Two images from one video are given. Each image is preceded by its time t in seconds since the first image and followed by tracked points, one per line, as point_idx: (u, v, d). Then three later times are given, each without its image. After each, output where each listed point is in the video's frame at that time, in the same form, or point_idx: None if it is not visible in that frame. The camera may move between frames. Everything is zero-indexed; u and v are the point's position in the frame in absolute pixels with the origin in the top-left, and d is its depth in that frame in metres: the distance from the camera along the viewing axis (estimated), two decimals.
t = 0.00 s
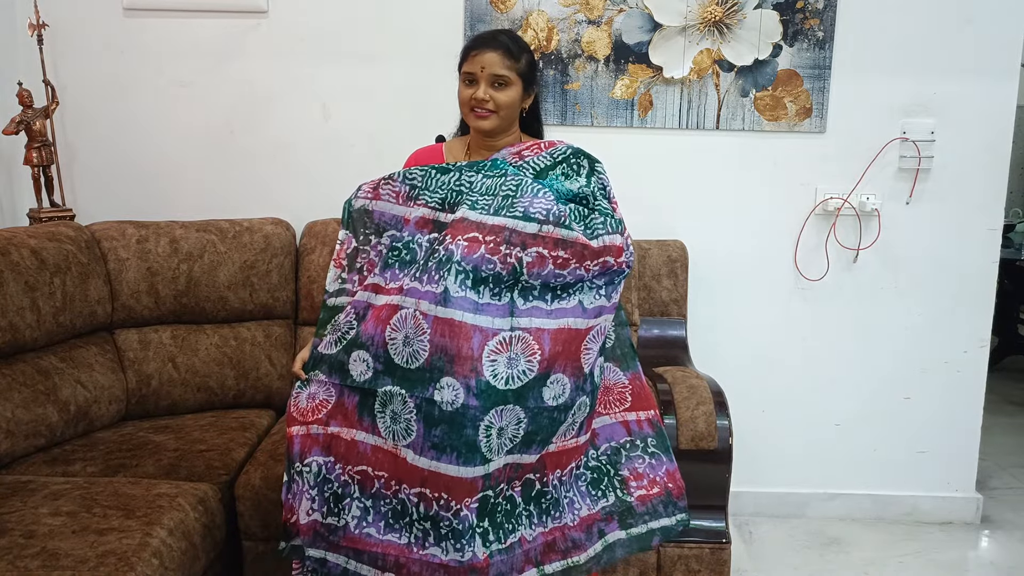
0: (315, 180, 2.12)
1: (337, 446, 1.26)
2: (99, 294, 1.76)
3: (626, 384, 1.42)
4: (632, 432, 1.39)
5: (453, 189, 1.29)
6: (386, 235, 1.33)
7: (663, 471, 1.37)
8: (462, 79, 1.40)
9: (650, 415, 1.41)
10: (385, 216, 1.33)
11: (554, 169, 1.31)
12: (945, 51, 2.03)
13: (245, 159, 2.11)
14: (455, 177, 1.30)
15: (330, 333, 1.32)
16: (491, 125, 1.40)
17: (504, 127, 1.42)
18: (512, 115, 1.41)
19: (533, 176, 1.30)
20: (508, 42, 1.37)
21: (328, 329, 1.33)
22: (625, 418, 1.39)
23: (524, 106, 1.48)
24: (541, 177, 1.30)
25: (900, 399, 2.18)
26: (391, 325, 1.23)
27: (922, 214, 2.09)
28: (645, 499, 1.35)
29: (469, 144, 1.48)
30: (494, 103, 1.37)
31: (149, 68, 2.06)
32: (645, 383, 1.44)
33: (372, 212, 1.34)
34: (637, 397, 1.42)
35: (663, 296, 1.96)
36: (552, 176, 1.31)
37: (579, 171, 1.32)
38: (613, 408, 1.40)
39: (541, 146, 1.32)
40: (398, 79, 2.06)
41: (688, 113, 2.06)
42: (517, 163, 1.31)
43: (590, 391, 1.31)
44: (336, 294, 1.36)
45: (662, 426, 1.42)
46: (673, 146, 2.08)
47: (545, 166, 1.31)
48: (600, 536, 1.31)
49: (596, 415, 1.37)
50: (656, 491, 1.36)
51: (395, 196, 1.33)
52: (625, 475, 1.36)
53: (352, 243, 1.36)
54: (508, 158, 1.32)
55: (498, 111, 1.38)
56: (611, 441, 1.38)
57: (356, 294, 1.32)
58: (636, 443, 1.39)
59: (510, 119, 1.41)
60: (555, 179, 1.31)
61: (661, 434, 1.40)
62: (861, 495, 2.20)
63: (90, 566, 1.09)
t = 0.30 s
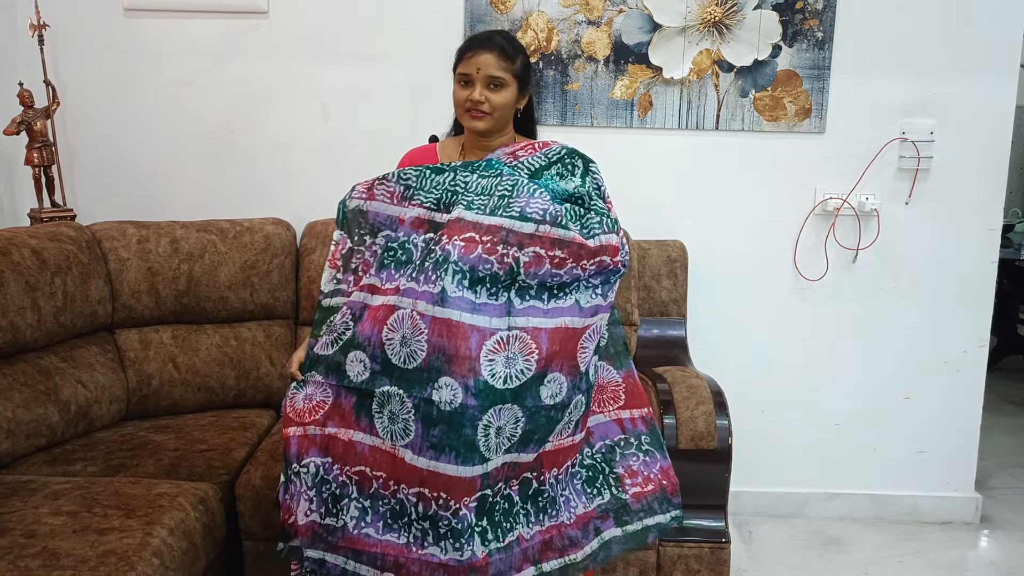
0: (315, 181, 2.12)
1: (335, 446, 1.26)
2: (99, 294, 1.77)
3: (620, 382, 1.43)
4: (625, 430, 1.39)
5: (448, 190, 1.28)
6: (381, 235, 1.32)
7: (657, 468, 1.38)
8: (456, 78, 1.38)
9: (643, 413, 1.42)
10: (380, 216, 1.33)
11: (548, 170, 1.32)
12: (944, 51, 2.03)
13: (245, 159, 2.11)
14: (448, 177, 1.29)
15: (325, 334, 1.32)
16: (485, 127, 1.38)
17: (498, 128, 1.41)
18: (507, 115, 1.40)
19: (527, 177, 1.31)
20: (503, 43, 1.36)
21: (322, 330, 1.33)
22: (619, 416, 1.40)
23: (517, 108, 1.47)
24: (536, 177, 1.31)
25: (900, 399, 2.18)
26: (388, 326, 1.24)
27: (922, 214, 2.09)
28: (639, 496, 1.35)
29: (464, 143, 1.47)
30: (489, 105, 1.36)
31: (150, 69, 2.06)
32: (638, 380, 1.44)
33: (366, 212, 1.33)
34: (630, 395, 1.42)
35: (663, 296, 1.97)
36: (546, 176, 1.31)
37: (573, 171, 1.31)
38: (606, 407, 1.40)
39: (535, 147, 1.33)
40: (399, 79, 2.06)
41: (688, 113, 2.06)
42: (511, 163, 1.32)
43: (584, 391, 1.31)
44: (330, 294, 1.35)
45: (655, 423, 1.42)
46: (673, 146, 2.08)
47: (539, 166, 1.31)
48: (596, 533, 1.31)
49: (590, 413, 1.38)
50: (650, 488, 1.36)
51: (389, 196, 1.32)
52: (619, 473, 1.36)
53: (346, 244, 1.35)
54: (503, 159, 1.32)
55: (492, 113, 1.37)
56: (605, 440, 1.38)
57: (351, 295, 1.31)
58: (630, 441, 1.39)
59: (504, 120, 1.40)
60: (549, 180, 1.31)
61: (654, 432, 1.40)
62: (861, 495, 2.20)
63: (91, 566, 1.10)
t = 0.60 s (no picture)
0: (315, 181, 2.12)
1: (357, 451, 1.22)
2: (99, 294, 1.77)
3: (611, 378, 1.43)
4: (620, 425, 1.40)
5: (448, 179, 1.24)
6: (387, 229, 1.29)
7: (654, 460, 1.38)
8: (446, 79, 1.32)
9: (636, 407, 1.44)
10: (387, 209, 1.30)
11: (546, 169, 1.31)
12: (944, 51, 2.03)
13: (246, 159, 2.11)
14: (447, 167, 1.24)
15: (337, 333, 1.27)
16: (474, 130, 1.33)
17: (488, 131, 1.35)
18: (497, 118, 1.34)
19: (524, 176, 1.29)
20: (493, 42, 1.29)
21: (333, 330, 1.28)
22: (613, 412, 1.40)
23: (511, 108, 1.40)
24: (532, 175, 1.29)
25: (900, 399, 2.18)
26: (408, 329, 1.21)
27: (922, 214, 2.09)
28: (638, 490, 1.35)
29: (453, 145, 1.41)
30: (479, 107, 1.30)
31: (150, 69, 2.06)
32: (628, 376, 1.46)
33: (375, 208, 1.31)
34: (621, 391, 1.42)
35: (663, 296, 1.97)
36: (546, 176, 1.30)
37: (571, 170, 1.32)
38: (600, 403, 1.40)
39: (529, 146, 1.32)
40: (399, 79, 2.06)
41: (688, 113, 2.06)
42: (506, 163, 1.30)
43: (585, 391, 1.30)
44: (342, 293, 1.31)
45: (649, 416, 1.43)
46: (672, 146, 2.09)
47: (534, 164, 1.30)
48: (596, 530, 1.31)
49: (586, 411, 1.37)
50: (649, 480, 1.36)
51: (390, 187, 1.30)
52: (616, 468, 1.36)
53: (365, 244, 1.32)
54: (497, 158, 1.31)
55: (482, 115, 1.31)
56: (601, 436, 1.38)
57: (361, 292, 1.27)
58: (625, 435, 1.39)
59: (495, 122, 1.34)
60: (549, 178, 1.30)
61: (648, 426, 1.41)
62: (861, 495, 2.20)
63: (91, 566, 1.10)
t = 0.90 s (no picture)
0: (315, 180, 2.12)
1: (420, 483, 1.08)
2: (99, 294, 1.77)
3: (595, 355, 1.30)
4: (607, 404, 1.29)
5: (513, 194, 1.06)
6: (427, 243, 1.06)
7: (643, 432, 1.31)
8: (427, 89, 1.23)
9: (618, 381, 1.33)
10: (424, 221, 1.06)
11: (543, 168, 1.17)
12: (945, 51, 2.03)
13: (245, 159, 2.11)
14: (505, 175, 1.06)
15: (379, 360, 1.07)
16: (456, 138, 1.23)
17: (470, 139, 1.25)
18: (480, 124, 1.24)
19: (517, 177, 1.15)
20: (473, 48, 1.19)
21: (371, 357, 1.08)
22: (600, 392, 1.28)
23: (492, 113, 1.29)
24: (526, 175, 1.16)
25: (900, 399, 2.18)
26: (478, 357, 1.06)
27: (922, 214, 2.09)
28: (629, 462, 1.29)
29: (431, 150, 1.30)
30: (459, 115, 1.20)
31: (149, 69, 2.06)
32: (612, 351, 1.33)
33: (408, 219, 1.06)
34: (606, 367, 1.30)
35: (663, 296, 1.96)
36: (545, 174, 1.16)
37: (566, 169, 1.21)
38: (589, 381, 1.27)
39: (517, 145, 1.20)
40: (399, 79, 2.06)
41: (688, 113, 2.05)
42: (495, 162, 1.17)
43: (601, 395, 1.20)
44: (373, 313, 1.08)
45: (632, 389, 1.34)
46: (673, 145, 2.08)
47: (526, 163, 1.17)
48: (591, 506, 1.27)
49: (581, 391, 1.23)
50: (640, 452, 1.30)
51: (431, 196, 1.05)
52: (608, 444, 1.28)
53: (390, 255, 1.08)
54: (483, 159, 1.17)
55: (463, 123, 1.21)
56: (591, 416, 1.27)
57: (408, 317, 1.06)
58: (613, 412, 1.29)
59: (477, 129, 1.24)
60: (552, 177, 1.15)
61: (633, 398, 1.33)
62: (861, 495, 2.20)
63: (90, 566, 1.10)
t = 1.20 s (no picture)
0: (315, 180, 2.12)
1: (520, 526, 1.03)
2: (99, 294, 1.77)
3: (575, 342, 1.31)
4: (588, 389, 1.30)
5: (575, 215, 1.05)
6: (502, 277, 1.00)
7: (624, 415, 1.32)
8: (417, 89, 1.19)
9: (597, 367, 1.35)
10: (498, 256, 1.00)
11: (533, 171, 1.17)
12: (944, 50, 2.03)
13: (245, 159, 2.11)
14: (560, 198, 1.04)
15: (480, 414, 1.00)
16: (451, 140, 1.21)
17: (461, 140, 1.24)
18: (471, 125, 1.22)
19: (505, 179, 1.16)
20: (466, 50, 1.16)
21: (466, 413, 1.00)
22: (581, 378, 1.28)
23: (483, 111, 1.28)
24: (515, 177, 1.16)
25: (901, 399, 2.18)
26: (560, 385, 1.04)
27: (922, 214, 2.09)
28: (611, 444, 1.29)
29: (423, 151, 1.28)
30: (454, 118, 1.18)
31: (149, 68, 2.06)
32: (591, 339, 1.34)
33: (485, 256, 0.99)
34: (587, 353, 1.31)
35: (663, 296, 1.96)
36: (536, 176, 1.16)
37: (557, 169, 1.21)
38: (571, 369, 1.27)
39: (505, 145, 1.20)
40: (399, 78, 2.06)
41: (688, 113, 2.05)
42: (482, 164, 1.18)
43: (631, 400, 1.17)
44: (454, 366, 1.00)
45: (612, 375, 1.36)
46: (673, 145, 2.08)
47: (515, 165, 1.17)
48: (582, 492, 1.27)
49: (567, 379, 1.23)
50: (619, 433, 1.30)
51: (503, 228, 1.00)
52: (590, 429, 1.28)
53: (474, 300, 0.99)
54: (473, 159, 1.19)
55: (457, 126, 1.19)
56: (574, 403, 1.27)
57: (500, 363, 1.00)
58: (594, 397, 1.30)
59: (469, 130, 1.23)
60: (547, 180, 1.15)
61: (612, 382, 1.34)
62: (862, 495, 2.20)
63: (90, 566, 1.10)
